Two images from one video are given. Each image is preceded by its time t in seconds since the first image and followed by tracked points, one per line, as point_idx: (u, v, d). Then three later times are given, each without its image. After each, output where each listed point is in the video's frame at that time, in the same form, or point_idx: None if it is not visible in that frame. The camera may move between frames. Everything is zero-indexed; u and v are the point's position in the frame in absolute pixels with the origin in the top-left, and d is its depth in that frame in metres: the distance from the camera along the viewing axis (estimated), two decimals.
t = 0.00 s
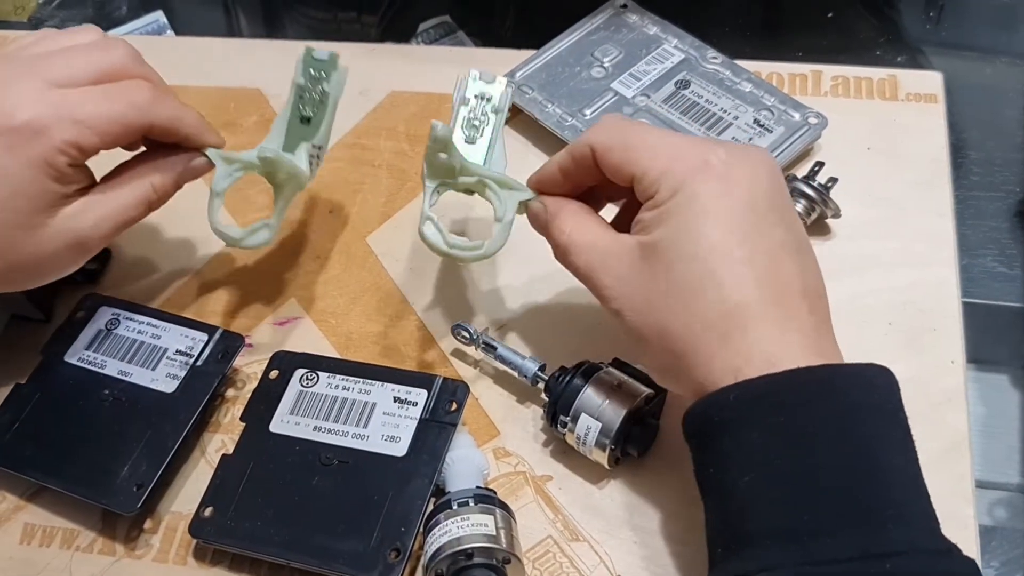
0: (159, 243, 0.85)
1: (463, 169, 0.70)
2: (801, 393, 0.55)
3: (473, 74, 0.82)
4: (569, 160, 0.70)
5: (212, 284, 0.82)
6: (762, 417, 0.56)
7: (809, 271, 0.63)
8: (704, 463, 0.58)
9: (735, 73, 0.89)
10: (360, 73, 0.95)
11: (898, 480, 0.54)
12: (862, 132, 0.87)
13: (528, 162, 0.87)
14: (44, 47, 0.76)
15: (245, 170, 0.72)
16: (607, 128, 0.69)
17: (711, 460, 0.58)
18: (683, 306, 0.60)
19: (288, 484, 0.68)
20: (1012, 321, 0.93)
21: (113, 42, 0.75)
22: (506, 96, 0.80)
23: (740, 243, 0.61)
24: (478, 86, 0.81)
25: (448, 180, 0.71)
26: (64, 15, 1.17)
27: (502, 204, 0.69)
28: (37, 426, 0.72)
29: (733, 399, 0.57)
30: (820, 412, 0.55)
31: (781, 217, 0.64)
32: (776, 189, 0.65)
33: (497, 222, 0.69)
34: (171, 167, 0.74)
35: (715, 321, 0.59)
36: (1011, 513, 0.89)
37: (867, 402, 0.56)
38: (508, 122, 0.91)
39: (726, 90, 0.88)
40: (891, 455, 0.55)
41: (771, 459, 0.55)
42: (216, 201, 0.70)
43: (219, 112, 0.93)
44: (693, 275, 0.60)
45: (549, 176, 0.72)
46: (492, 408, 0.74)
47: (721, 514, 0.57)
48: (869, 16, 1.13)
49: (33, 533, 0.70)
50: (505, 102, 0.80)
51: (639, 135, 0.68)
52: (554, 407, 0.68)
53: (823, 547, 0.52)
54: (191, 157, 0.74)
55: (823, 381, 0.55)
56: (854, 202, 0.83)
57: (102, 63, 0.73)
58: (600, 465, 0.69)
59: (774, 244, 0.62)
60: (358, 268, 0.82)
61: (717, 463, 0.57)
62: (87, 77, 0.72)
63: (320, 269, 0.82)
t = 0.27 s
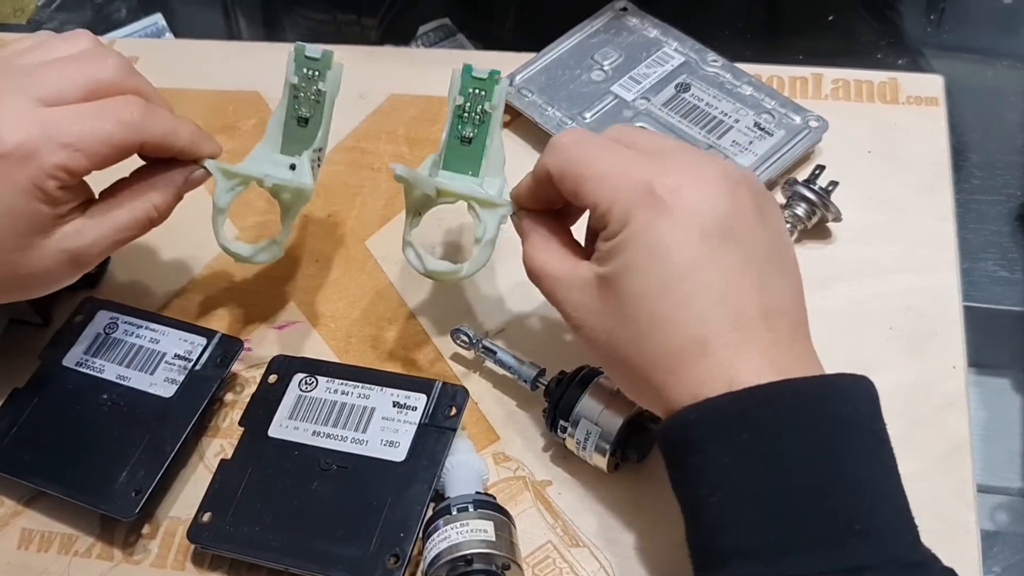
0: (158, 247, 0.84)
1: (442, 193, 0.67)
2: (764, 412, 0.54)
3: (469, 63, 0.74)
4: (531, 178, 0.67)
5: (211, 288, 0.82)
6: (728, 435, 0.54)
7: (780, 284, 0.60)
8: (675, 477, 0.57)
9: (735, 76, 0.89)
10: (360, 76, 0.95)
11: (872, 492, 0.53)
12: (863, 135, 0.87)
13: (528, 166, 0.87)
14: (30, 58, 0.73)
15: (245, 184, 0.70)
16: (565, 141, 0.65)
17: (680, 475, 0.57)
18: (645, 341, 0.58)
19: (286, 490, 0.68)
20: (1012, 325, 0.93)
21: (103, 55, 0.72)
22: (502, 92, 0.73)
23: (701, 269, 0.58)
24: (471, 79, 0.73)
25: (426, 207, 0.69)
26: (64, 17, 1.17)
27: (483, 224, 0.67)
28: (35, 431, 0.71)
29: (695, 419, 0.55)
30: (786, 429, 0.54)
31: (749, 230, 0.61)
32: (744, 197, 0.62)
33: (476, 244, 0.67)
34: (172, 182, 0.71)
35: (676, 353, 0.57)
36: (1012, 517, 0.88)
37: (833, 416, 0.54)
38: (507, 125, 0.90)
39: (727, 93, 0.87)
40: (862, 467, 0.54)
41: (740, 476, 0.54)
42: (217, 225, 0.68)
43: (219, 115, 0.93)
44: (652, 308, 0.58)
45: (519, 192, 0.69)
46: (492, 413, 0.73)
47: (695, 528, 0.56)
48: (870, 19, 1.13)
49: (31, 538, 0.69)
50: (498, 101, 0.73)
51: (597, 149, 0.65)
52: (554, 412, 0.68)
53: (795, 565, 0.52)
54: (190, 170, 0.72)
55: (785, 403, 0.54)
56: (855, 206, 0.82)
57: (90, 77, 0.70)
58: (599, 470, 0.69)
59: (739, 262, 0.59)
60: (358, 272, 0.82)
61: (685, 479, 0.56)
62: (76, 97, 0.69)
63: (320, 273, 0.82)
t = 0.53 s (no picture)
0: (156, 248, 0.84)
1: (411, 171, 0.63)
2: (739, 426, 0.54)
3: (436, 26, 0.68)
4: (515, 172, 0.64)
5: (210, 290, 0.81)
6: (703, 449, 0.54)
7: (765, 297, 0.59)
8: (654, 488, 0.57)
9: (735, 77, 0.89)
10: (359, 77, 0.95)
11: (853, 501, 0.53)
12: (864, 137, 0.87)
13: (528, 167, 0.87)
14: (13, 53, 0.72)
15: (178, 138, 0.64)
16: (551, 142, 0.62)
17: (659, 489, 0.56)
18: (628, 359, 0.58)
19: (284, 492, 0.67)
20: (1013, 327, 0.92)
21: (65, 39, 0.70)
22: (472, 54, 0.67)
23: (688, 292, 0.57)
24: (438, 43, 0.67)
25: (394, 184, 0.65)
26: (63, 18, 1.17)
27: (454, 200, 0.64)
28: (33, 433, 0.71)
29: (672, 434, 0.55)
30: (761, 441, 0.54)
31: (735, 243, 0.59)
32: (729, 208, 0.61)
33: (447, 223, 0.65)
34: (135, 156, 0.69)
35: (660, 372, 0.57)
36: (1013, 520, 0.88)
37: (809, 427, 0.54)
38: (507, 127, 0.90)
39: (727, 95, 0.87)
40: (841, 477, 0.53)
41: (717, 490, 0.54)
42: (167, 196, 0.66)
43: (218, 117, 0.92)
44: (638, 329, 0.57)
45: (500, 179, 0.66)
46: (491, 415, 0.73)
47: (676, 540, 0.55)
48: (870, 20, 1.13)
49: (29, 540, 0.69)
50: (470, 65, 0.67)
51: (586, 152, 0.62)
52: (554, 415, 0.68)
53: None
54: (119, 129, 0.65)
55: (760, 416, 0.54)
56: (855, 207, 0.82)
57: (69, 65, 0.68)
58: (598, 472, 0.69)
59: (726, 279, 0.58)
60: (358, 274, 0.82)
61: (663, 492, 0.56)
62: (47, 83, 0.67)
63: (320, 274, 0.82)
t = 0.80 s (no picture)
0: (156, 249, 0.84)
1: (438, 224, 0.73)
2: (755, 416, 0.54)
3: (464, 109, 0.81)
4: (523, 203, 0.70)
5: (210, 291, 0.81)
6: (718, 439, 0.54)
7: (764, 289, 0.60)
8: (667, 483, 0.57)
9: (737, 78, 0.89)
10: (360, 77, 0.95)
11: (864, 496, 0.53)
12: (866, 138, 0.86)
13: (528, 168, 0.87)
14: (59, 72, 0.78)
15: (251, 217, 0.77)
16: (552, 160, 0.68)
17: (675, 482, 0.56)
18: (632, 349, 0.59)
19: (285, 493, 0.67)
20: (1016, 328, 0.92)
21: (125, 73, 0.77)
22: (495, 128, 0.80)
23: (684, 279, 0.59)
24: (466, 121, 0.80)
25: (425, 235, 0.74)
26: (64, 19, 1.17)
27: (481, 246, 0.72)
28: (33, 434, 0.71)
29: (689, 425, 0.55)
30: (774, 433, 0.53)
31: (729, 240, 0.62)
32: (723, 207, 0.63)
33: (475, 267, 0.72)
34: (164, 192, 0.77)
35: (663, 361, 0.58)
36: (1015, 522, 0.88)
37: (823, 419, 0.54)
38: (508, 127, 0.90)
39: (728, 95, 0.87)
40: (853, 471, 0.53)
41: (732, 482, 0.54)
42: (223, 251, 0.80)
43: (219, 117, 0.92)
44: (638, 316, 0.59)
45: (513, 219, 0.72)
46: (492, 416, 0.73)
47: (688, 535, 0.55)
48: (872, 21, 1.13)
49: (29, 542, 0.69)
50: (494, 136, 0.79)
51: (585, 165, 0.67)
52: (555, 416, 0.68)
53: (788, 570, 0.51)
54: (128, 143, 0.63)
55: (771, 408, 0.54)
56: (857, 208, 0.82)
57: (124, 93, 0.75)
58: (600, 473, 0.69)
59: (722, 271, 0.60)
60: (358, 274, 0.82)
61: (678, 485, 0.56)
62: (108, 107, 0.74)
63: (321, 275, 0.82)
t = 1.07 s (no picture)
0: (156, 249, 0.84)
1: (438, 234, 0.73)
2: (756, 417, 0.53)
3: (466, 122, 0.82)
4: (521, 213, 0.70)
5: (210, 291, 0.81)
6: (719, 440, 0.54)
7: (761, 292, 0.60)
8: (667, 483, 0.57)
9: (737, 78, 0.88)
10: (360, 77, 0.95)
11: (864, 497, 0.53)
12: (867, 138, 0.86)
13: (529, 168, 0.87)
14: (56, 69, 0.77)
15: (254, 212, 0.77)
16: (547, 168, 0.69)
17: (675, 482, 0.56)
18: (626, 350, 0.59)
19: (285, 494, 0.67)
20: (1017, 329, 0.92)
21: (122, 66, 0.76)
22: (497, 143, 0.80)
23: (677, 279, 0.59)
24: (468, 135, 0.80)
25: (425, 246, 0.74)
26: (64, 18, 1.16)
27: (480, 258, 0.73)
28: (32, 434, 0.71)
29: (689, 426, 0.54)
30: (774, 433, 0.53)
31: (725, 242, 0.62)
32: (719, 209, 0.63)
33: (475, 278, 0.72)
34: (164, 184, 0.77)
35: (658, 361, 0.58)
36: (1017, 523, 0.87)
37: (824, 421, 0.54)
38: (509, 127, 0.90)
39: (729, 95, 0.87)
40: (853, 472, 0.53)
41: (733, 483, 0.53)
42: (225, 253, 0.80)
43: (218, 117, 0.92)
44: (632, 317, 0.59)
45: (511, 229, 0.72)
46: (492, 417, 0.73)
47: (689, 536, 0.55)
48: (872, 22, 1.12)
49: (29, 542, 0.69)
50: (495, 151, 0.79)
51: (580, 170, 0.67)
52: (555, 417, 0.67)
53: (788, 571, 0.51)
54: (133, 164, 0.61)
55: (771, 408, 0.53)
56: (858, 208, 0.82)
57: (122, 89, 0.75)
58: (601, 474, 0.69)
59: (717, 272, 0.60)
60: (358, 275, 0.81)
61: (679, 485, 0.56)
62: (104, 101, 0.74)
63: (321, 275, 0.81)
